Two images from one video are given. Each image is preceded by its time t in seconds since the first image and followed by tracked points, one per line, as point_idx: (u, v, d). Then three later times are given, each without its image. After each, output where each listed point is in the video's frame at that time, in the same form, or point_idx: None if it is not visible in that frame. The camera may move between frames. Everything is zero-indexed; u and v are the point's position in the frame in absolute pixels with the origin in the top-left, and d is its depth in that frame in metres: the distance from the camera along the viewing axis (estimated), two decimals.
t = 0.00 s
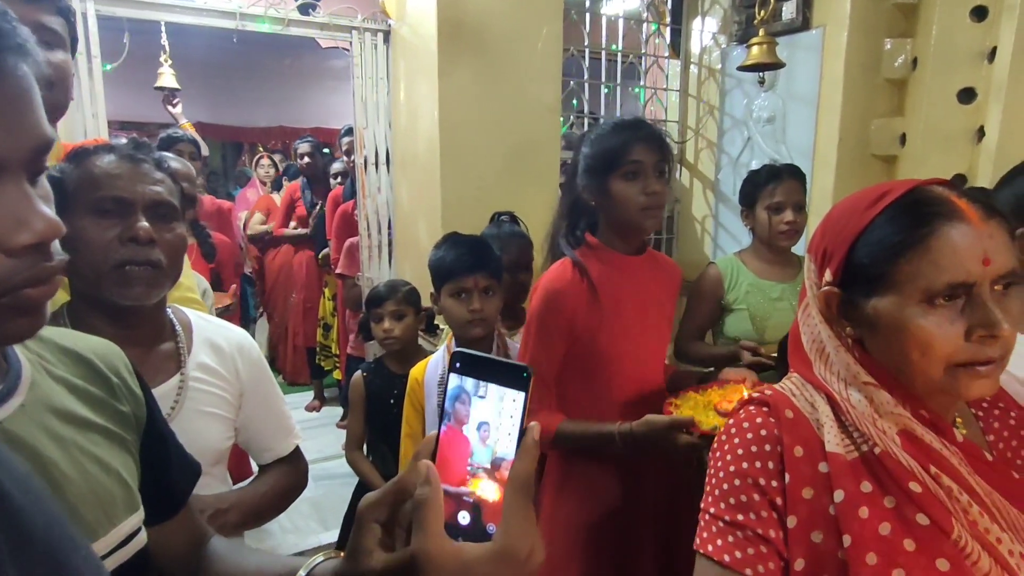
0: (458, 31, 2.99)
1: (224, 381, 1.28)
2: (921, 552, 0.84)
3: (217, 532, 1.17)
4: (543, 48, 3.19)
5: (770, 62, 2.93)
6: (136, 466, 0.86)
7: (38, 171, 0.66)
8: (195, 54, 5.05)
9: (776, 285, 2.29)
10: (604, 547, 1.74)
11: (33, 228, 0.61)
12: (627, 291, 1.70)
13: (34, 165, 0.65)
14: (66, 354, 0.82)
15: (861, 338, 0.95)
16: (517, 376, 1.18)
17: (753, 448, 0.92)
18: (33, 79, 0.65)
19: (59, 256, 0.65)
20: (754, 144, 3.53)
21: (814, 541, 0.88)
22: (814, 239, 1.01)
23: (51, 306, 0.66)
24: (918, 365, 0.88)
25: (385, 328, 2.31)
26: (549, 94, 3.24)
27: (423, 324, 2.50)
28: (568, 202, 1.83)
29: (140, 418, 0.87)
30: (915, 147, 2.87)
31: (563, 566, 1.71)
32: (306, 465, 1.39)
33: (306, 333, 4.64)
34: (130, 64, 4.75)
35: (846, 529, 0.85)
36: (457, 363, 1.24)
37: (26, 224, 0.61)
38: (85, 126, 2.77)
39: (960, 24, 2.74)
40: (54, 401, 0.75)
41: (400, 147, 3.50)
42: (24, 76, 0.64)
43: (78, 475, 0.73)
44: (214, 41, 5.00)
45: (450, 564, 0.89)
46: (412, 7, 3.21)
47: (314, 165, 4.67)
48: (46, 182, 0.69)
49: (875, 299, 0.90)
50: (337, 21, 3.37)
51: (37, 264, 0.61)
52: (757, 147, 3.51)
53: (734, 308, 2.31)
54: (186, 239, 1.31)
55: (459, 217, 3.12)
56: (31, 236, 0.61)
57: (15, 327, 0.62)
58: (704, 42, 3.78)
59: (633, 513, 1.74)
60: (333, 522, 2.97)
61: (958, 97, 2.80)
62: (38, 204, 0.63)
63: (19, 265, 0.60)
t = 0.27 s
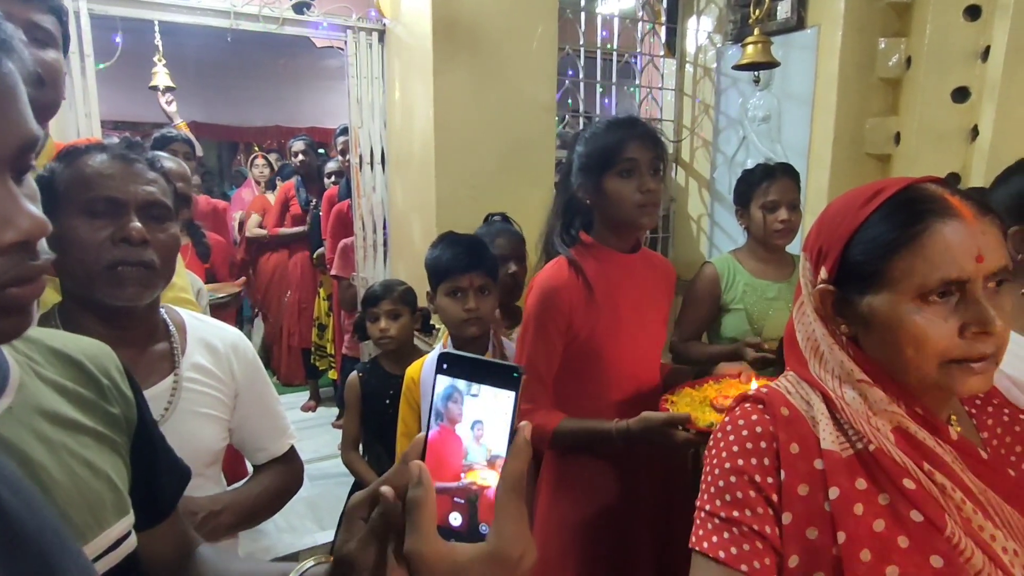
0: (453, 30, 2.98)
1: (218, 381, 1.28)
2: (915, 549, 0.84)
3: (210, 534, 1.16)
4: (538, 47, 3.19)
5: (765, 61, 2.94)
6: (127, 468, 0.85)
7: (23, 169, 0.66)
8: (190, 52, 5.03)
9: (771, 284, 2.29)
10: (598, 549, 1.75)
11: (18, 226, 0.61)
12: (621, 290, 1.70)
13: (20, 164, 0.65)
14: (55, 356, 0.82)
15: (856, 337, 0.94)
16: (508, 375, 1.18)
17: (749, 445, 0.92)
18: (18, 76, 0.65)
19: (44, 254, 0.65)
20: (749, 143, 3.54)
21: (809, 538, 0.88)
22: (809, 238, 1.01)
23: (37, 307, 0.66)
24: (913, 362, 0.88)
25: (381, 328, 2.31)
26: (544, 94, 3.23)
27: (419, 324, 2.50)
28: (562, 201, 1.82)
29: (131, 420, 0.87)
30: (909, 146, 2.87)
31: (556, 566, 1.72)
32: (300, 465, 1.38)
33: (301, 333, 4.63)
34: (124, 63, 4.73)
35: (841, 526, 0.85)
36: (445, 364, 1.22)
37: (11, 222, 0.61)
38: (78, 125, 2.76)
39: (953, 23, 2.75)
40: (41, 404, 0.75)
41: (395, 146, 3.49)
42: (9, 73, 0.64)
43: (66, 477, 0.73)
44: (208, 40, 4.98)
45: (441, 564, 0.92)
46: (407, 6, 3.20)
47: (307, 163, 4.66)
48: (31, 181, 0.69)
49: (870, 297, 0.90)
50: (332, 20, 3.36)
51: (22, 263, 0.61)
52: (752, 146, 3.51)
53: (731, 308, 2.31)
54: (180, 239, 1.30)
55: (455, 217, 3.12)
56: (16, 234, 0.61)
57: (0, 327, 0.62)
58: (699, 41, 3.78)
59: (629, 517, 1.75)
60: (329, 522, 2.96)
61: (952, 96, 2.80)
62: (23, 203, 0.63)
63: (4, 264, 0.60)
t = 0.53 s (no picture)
0: (450, 29, 2.97)
1: (215, 382, 1.27)
2: (911, 549, 0.84)
3: (209, 535, 1.16)
4: (536, 45, 3.19)
5: (763, 60, 2.94)
6: (122, 469, 0.85)
7: (16, 168, 0.65)
8: (186, 51, 5.01)
9: (768, 283, 2.29)
10: (593, 548, 1.74)
11: (11, 224, 0.61)
12: (619, 289, 1.70)
13: (13, 161, 0.64)
14: (49, 357, 0.81)
15: (855, 336, 0.94)
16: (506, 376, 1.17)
17: (743, 445, 0.92)
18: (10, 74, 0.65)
19: (37, 253, 0.65)
20: (747, 142, 3.54)
21: (804, 538, 0.87)
22: (808, 237, 1.01)
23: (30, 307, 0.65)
24: (911, 361, 0.88)
25: (379, 327, 2.30)
26: (541, 93, 3.23)
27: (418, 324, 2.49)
28: (559, 201, 1.82)
29: (125, 421, 0.86)
30: (906, 144, 2.88)
31: (551, 566, 1.71)
32: (298, 465, 1.38)
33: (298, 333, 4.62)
34: (120, 62, 4.71)
35: (836, 526, 0.85)
36: (444, 364, 1.22)
37: (5, 220, 0.60)
38: (74, 124, 2.75)
39: (950, 22, 2.75)
40: (34, 405, 0.74)
41: (392, 146, 3.49)
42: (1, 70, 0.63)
43: (60, 478, 0.72)
44: (204, 39, 4.96)
45: (438, 562, 0.93)
46: (404, 5, 3.20)
47: (306, 161, 4.74)
48: (23, 180, 0.68)
49: (869, 296, 0.90)
50: (329, 19, 3.35)
51: (14, 261, 0.61)
52: (750, 145, 3.51)
53: (728, 308, 2.32)
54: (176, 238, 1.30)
55: (452, 216, 3.12)
56: (9, 232, 0.60)
57: None
58: (696, 40, 3.78)
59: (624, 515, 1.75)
60: (326, 522, 2.96)
61: (948, 95, 2.81)
62: (16, 201, 0.63)
63: None
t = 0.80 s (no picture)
0: (449, 28, 2.97)
1: (215, 382, 1.27)
2: (909, 553, 0.84)
3: (210, 535, 1.16)
4: (535, 45, 3.18)
5: (762, 59, 2.93)
6: (121, 470, 0.85)
7: (15, 166, 0.65)
8: (185, 50, 5.00)
9: (768, 282, 2.29)
10: (588, 548, 1.74)
11: (11, 222, 0.61)
12: (619, 289, 1.70)
13: (12, 159, 0.64)
14: (49, 356, 0.81)
15: (857, 337, 0.94)
16: (496, 371, 1.18)
17: (739, 447, 0.92)
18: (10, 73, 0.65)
19: (38, 251, 0.65)
20: (747, 142, 3.53)
21: (801, 541, 0.87)
22: (810, 237, 1.01)
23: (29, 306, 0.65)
24: (913, 362, 0.88)
25: (381, 326, 2.29)
26: (541, 92, 3.23)
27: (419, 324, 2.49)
28: (559, 201, 1.84)
29: (124, 421, 0.86)
30: (906, 144, 2.88)
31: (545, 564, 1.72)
32: (297, 465, 1.38)
33: (298, 332, 4.62)
34: (119, 62, 4.71)
35: (833, 529, 0.85)
36: (432, 362, 1.22)
37: (4, 218, 0.60)
38: (73, 123, 2.75)
39: (950, 21, 2.75)
40: (33, 405, 0.74)
41: (391, 145, 3.48)
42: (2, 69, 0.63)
43: (60, 479, 0.72)
44: (203, 38, 4.95)
45: (433, 557, 0.92)
46: (404, 4, 3.19)
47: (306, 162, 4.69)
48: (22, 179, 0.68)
49: (870, 296, 0.90)
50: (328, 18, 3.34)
51: (15, 259, 0.60)
52: (750, 144, 3.51)
53: (726, 306, 2.32)
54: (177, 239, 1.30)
55: (452, 215, 3.12)
56: (9, 230, 0.60)
57: None
58: (696, 39, 3.78)
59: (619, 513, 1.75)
60: (326, 522, 2.96)
61: (948, 94, 2.81)
62: (16, 200, 0.63)
63: None
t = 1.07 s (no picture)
0: (448, 27, 2.97)
1: (215, 382, 1.27)
2: (910, 554, 0.83)
3: (209, 536, 1.15)
4: (535, 43, 3.18)
5: (762, 58, 2.93)
6: (119, 470, 0.85)
7: (22, 166, 0.65)
8: (184, 49, 4.99)
9: (768, 281, 2.29)
10: (587, 543, 1.75)
11: (18, 222, 0.61)
12: (619, 289, 1.69)
13: (19, 159, 0.64)
14: (51, 356, 0.81)
15: (856, 336, 0.94)
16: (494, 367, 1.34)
17: (739, 447, 0.92)
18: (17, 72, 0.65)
19: (44, 251, 0.64)
20: (746, 140, 3.53)
21: (800, 543, 0.87)
22: (809, 235, 1.01)
23: (34, 307, 0.65)
24: (913, 362, 0.88)
25: (383, 327, 2.29)
26: (540, 91, 3.23)
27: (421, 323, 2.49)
28: (562, 200, 1.86)
29: (124, 422, 0.86)
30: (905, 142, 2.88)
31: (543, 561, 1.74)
32: (297, 465, 1.38)
33: (297, 332, 4.61)
34: (117, 61, 4.70)
35: (834, 530, 0.85)
36: (429, 364, 1.37)
37: (11, 218, 0.60)
38: (71, 123, 2.74)
39: (949, 19, 2.75)
40: (33, 405, 0.74)
41: (391, 145, 3.48)
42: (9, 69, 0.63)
43: (60, 480, 0.72)
44: (202, 38, 4.94)
45: (441, 553, 0.90)
46: (403, 3, 3.19)
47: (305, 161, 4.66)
48: (29, 180, 0.68)
49: (871, 295, 0.90)
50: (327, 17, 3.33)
51: (21, 259, 0.60)
52: (749, 143, 3.51)
53: (725, 305, 2.31)
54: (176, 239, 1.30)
55: (451, 214, 3.11)
56: (16, 230, 0.60)
57: None
58: (695, 38, 3.78)
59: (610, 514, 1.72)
60: (326, 522, 2.95)
61: (947, 93, 2.81)
62: (24, 200, 0.63)
63: (3, 259, 0.59)
